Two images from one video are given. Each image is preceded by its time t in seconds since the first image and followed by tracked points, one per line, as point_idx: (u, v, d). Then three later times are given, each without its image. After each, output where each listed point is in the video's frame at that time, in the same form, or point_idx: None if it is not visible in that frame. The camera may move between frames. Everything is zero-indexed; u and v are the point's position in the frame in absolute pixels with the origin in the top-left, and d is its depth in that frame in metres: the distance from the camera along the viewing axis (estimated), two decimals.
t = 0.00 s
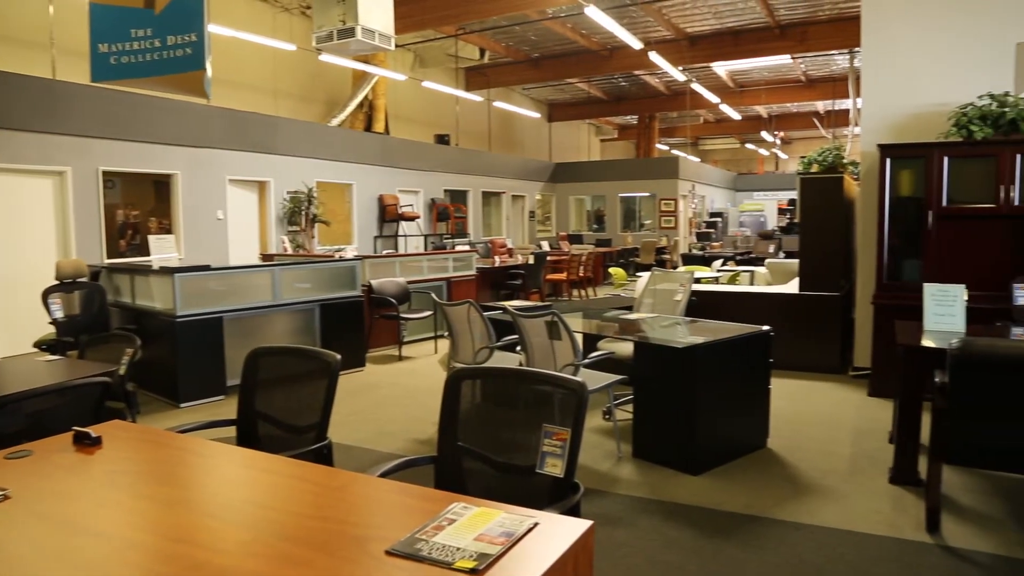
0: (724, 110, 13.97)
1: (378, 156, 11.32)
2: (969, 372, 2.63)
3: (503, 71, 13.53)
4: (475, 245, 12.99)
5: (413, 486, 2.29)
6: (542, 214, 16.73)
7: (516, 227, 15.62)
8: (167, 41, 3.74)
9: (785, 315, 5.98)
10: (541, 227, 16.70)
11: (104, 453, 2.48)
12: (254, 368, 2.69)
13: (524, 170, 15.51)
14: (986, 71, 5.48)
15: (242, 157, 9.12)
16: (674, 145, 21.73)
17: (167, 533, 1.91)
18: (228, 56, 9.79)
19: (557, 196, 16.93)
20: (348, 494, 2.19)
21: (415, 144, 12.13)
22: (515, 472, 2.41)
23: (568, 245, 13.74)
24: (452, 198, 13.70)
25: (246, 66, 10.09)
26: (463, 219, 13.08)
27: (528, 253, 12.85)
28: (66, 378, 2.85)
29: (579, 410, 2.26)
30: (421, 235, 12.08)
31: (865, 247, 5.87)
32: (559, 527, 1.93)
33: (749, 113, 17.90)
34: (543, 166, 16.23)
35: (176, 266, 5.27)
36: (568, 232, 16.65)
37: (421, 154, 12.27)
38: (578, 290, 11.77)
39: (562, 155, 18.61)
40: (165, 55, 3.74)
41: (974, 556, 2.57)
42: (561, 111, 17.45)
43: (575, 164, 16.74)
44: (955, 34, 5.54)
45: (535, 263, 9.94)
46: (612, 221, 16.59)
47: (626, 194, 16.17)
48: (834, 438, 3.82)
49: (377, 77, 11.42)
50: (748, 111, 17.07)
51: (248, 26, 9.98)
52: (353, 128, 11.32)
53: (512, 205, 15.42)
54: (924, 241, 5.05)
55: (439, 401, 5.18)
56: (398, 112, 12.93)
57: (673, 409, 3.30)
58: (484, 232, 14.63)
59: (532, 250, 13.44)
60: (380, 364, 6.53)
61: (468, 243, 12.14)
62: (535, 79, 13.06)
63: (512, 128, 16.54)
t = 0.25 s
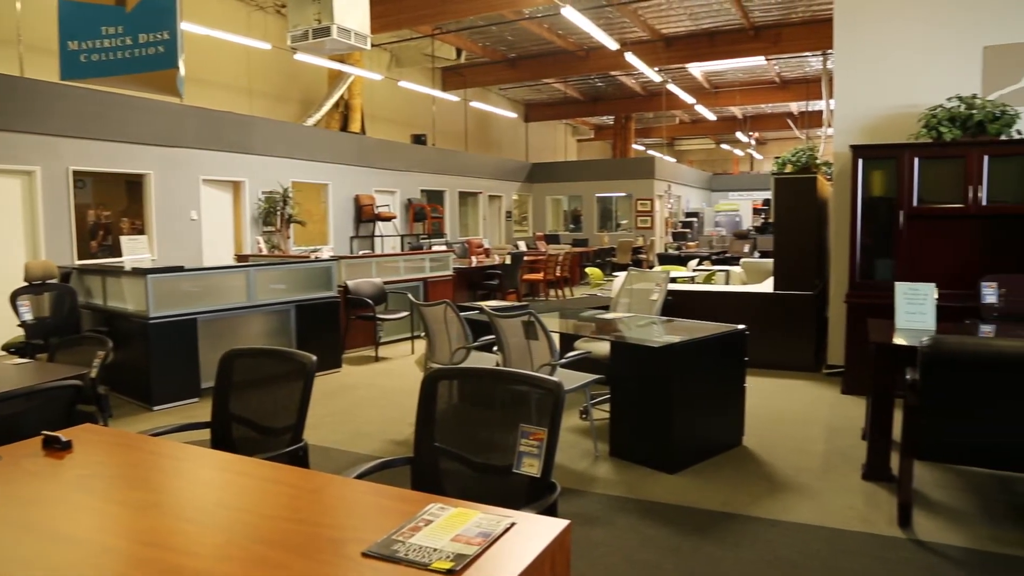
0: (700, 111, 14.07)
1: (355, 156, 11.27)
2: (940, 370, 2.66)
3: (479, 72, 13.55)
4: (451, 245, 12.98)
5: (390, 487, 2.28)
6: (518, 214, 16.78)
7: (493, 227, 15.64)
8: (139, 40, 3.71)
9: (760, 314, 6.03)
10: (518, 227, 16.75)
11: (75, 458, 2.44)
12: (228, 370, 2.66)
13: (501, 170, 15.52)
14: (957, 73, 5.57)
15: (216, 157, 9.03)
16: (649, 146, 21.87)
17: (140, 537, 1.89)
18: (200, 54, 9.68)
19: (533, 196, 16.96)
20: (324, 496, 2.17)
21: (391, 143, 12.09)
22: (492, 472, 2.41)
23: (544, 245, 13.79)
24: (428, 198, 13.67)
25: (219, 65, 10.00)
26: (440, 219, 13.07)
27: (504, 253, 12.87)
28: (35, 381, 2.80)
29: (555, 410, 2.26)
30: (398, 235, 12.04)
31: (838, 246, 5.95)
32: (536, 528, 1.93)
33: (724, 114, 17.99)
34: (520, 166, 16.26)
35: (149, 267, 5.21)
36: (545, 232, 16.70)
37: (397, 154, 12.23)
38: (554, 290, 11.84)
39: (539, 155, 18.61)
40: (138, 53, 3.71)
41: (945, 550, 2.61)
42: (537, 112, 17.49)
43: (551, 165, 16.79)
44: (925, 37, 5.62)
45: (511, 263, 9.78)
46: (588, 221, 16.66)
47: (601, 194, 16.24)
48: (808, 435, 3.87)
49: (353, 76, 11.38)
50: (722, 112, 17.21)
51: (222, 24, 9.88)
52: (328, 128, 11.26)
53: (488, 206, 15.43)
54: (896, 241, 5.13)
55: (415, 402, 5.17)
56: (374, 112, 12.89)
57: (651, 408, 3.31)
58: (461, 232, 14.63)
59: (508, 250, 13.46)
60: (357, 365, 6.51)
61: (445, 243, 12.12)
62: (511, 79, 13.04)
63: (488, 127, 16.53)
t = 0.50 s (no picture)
0: (675, 112, 14.16)
1: (329, 156, 11.21)
2: (910, 368, 2.70)
3: (454, 72, 13.53)
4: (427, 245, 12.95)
5: (365, 488, 2.26)
6: (493, 214, 16.80)
7: (468, 227, 15.62)
8: (108, 37, 3.66)
9: (733, 313, 6.10)
10: (493, 227, 16.77)
11: (42, 463, 2.40)
12: (201, 372, 2.64)
13: (477, 170, 15.52)
14: (925, 75, 5.66)
15: (188, 156, 8.92)
16: (625, 146, 21.99)
17: (109, 542, 1.85)
18: (171, 52, 9.56)
19: (509, 196, 16.99)
20: (298, 499, 2.15)
21: (365, 143, 12.02)
22: (468, 473, 2.41)
23: (519, 245, 13.80)
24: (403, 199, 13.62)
25: (190, 63, 9.87)
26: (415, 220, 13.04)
27: (479, 253, 12.87)
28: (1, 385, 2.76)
29: (530, 411, 2.25)
30: (372, 236, 11.99)
31: (811, 245, 6.02)
32: (511, 528, 1.93)
33: (698, 115, 18.08)
34: (496, 166, 16.27)
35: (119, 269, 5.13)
36: (520, 232, 16.73)
37: (371, 154, 12.17)
38: (529, 289, 11.85)
39: (514, 156, 18.60)
40: (106, 51, 3.66)
41: (915, 544, 2.66)
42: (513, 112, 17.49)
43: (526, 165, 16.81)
44: (894, 39, 5.71)
45: (486, 264, 9.77)
46: (564, 221, 16.71)
47: (575, 194, 16.30)
48: (781, 433, 3.91)
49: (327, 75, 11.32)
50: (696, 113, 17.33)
51: (193, 22, 9.76)
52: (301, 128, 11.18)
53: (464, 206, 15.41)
54: (866, 240, 5.21)
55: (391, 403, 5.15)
56: (349, 111, 12.81)
57: (627, 407, 3.32)
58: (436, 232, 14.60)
59: (483, 250, 13.46)
60: (332, 367, 6.47)
61: (420, 244, 12.09)
62: (486, 79, 13.02)
63: (464, 127, 16.51)
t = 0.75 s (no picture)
0: (651, 112, 14.22)
1: (305, 156, 11.13)
2: (881, 366, 2.74)
3: (431, 71, 13.50)
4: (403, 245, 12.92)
5: (340, 490, 2.25)
6: (470, 215, 16.79)
7: (445, 227, 15.59)
8: (77, 34, 3.61)
9: (709, 312, 6.15)
10: (470, 228, 16.76)
11: (10, 468, 2.35)
12: (174, 375, 2.61)
13: (453, 170, 15.51)
14: (895, 77, 5.75)
15: (161, 156, 8.81)
16: (600, 146, 22.11)
17: (80, 548, 1.82)
18: (143, 50, 9.44)
19: (485, 196, 17.00)
20: (273, 501, 2.13)
21: (341, 143, 11.96)
22: (445, 474, 2.40)
23: (496, 245, 13.82)
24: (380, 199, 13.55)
25: (162, 62, 9.74)
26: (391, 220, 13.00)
27: (456, 253, 12.86)
28: None
29: (507, 410, 2.26)
30: (348, 236, 11.93)
31: (784, 245, 6.08)
32: (488, 528, 1.92)
33: (674, 116, 18.18)
34: (471, 166, 16.26)
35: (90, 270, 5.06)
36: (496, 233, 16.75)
37: (347, 154, 12.10)
38: (506, 289, 11.86)
39: (490, 156, 18.62)
40: (75, 48, 3.60)
41: (888, 539, 2.69)
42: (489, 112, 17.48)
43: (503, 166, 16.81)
44: (865, 42, 5.79)
45: (463, 264, 9.93)
46: (540, 221, 16.74)
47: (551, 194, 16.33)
48: (756, 431, 3.95)
49: (302, 75, 11.24)
50: (671, 113, 17.43)
51: (165, 20, 9.63)
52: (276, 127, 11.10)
53: (441, 206, 15.37)
54: (839, 239, 5.28)
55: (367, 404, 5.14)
56: (324, 111, 12.73)
57: (605, 407, 3.33)
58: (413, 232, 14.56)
59: (460, 250, 13.46)
60: (308, 368, 6.43)
61: (396, 244, 12.05)
62: (463, 79, 12.98)
63: (440, 127, 16.47)
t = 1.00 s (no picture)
0: (627, 113, 14.28)
1: (279, 156, 11.05)
2: (853, 363, 2.77)
3: (407, 71, 13.44)
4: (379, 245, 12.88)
5: (315, 492, 2.22)
6: (446, 215, 16.78)
7: (421, 227, 15.55)
8: (44, 31, 3.55)
9: (683, 311, 6.20)
10: (446, 228, 16.74)
11: None
12: (145, 378, 2.58)
13: (429, 171, 15.49)
14: (865, 78, 5.83)
15: (132, 156, 8.69)
16: (576, 146, 22.20)
17: (48, 554, 1.78)
18: (113, 48, 9.29)
19: (461, 196, 16.99)
20: (247, 504, 2.10)
21: (316, 143, 11.89)
22: (421, 474, 2.38)
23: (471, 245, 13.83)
24: (355, 199, 13.48)
25: (132, 61, 9.61)
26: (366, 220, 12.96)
27: (431, 253, 12.84)
28: None
29: (483, 411, 2.25)
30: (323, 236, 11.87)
31: (758, 244, 6.15)
32: (463, 528, 1.91)
33: (649, 116, 18.28)
34: (447, 166, 16.26)
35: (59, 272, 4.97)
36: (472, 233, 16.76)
37: (321, 154, 12.02)
38: (482, 289, 11.86)
39: (465, 156, 18.64)
40: (43, 45, 3.55)
41: (860, 534, 2.73)
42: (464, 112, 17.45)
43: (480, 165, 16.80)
44: (835, 44, 5.87)
45: (439, 262, 9.87)
46: (516, 221, 16.76)
47: (527, 194, 16.36)
48: (730, 428, 3.99)
49: (277, 74, 11.15)
50: (647, 114, 17.53)
51: (135, 18, 9.49)
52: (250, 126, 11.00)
53: (416, 206, 15.33)
54: (812, 239, 5.34)
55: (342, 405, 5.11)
56: (299, 111, 12.63)
57: (582, 406, 3.34)
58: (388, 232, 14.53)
59: (436, 250, 13.46)
60: (283, 369, 6.39)
61: (372, 244, 12.00)
62: (439, 79, 12.94)
63: (415, 127, 16.42)
